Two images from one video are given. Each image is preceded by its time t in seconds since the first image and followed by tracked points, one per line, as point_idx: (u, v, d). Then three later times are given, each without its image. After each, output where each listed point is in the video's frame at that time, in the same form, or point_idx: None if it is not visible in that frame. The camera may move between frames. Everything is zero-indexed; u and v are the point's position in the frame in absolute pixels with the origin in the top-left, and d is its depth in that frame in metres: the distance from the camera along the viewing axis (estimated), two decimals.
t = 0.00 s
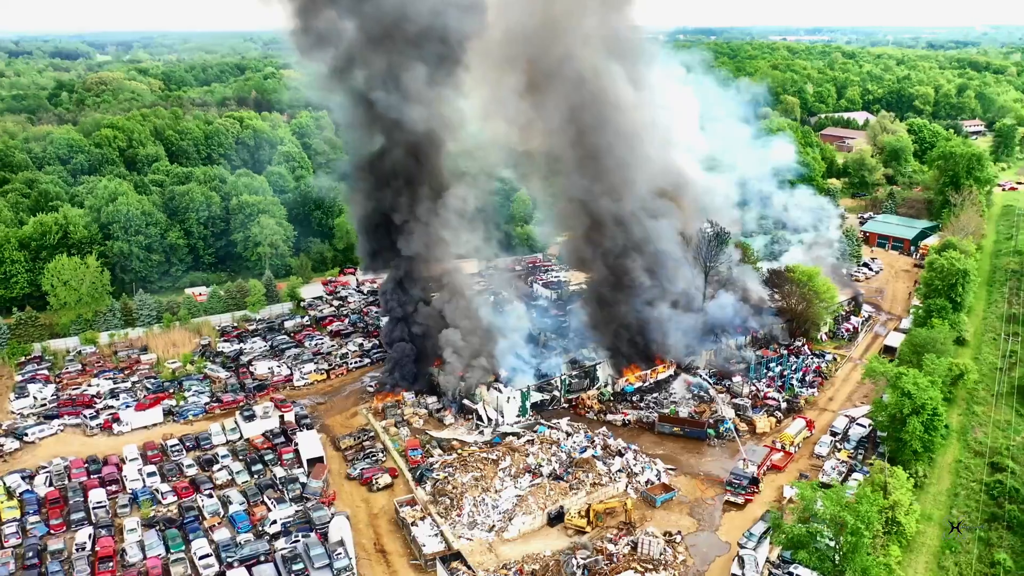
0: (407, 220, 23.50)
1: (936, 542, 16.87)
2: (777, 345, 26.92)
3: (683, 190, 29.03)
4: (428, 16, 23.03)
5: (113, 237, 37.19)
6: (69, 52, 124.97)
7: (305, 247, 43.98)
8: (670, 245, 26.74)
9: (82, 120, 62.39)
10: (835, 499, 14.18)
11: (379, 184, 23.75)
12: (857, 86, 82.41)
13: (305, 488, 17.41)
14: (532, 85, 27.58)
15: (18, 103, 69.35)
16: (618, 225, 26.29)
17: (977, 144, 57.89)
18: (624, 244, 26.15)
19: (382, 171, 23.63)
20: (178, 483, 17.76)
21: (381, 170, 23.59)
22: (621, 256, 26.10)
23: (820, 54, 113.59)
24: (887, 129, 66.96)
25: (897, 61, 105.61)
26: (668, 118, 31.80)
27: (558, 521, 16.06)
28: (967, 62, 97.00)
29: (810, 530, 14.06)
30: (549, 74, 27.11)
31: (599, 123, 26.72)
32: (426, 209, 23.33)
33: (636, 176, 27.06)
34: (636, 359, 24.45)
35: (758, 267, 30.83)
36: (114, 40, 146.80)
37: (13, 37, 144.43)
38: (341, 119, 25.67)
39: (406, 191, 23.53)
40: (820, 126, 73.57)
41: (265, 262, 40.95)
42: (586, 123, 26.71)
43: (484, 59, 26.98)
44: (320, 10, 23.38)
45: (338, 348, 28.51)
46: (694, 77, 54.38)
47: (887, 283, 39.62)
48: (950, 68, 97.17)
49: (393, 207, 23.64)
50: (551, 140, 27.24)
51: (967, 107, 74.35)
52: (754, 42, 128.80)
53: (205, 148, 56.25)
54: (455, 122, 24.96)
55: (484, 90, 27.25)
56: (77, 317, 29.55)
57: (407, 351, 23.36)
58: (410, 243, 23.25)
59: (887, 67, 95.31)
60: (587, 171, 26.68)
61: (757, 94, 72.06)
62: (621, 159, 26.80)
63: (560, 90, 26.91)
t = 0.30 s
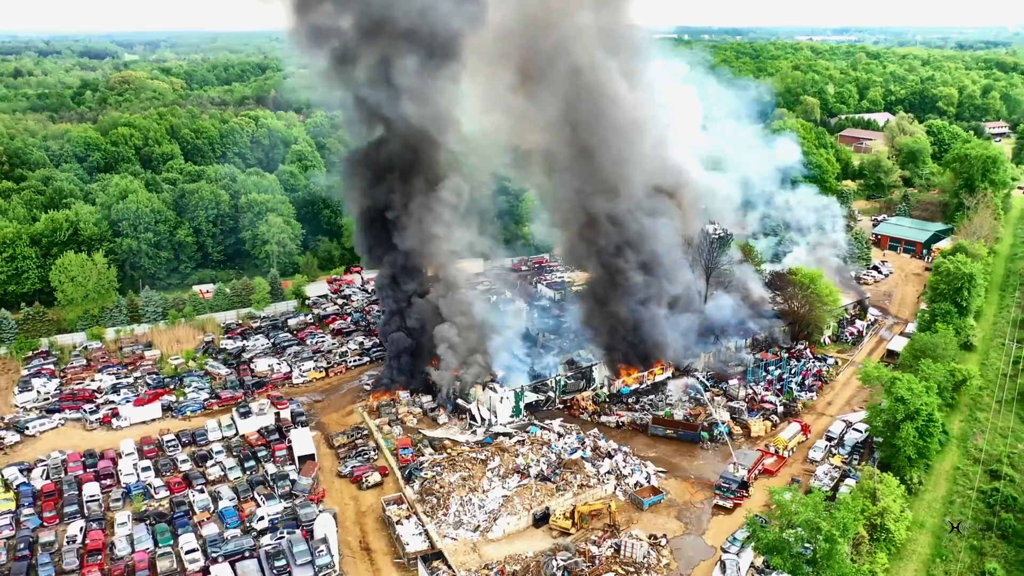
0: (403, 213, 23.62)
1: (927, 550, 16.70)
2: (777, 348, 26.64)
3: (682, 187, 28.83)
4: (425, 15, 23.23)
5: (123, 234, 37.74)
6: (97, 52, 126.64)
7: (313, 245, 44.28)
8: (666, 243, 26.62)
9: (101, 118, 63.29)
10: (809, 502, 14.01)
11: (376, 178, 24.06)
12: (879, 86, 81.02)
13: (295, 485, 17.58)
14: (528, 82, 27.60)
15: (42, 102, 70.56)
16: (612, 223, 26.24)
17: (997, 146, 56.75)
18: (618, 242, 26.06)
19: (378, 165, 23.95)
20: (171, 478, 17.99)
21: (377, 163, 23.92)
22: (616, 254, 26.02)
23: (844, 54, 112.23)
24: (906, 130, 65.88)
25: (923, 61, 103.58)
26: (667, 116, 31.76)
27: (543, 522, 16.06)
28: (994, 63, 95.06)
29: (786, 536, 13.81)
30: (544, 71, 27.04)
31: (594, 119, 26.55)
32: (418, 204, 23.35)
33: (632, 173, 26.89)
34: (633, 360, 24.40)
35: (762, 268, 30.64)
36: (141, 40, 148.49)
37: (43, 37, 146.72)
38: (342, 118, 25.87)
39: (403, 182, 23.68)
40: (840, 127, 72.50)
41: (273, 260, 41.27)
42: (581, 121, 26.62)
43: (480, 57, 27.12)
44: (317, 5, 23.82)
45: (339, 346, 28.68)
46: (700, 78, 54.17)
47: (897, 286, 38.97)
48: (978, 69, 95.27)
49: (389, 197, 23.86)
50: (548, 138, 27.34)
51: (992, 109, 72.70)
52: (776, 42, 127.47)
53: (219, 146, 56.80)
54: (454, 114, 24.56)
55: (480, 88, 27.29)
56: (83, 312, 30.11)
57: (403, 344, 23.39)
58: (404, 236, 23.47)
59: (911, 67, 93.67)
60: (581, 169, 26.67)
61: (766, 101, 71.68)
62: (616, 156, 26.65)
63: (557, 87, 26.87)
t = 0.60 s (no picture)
0: (399, 206, 23.72)
1: (916, 557, 16.55)
2: (777, 351, 26.27)
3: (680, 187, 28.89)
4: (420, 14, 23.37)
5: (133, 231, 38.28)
6: (126, 52, 128.29)
7: (321, 244, 44.61)
8: (660, 244, 26.72)
9: (121, 117, 64.25)
10: (778, 505, 14.02)
11: (371, 172, 24.13)
12: (900, 87, 79.83)
13: (285, 481, 17.79)
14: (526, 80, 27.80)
15: (65, 100, 71.71)
16: (606, 222, 26.41)
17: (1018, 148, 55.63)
18: (611, 242, 26.22)
19: (374, 157, 24.00)
20: (165, 472, 18.27)
21: (373, 155, 23.95)
22: (610, 253, 26.12)
23: (867, 54, 110.70)
24: (924, 132, 64.95)
25: (949, 62, 101.83)
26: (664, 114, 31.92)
27: (528, 523, 16.11)
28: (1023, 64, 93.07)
29: (759, 539, 13.76)
30: (542, 72, 27.34)
31: (589, 119, 26.76)
32: (412, 200, 23.38)
33: (628, 173, 27.00)
34: (629, 362, 24.36)
35: (763, 268, 30.53)
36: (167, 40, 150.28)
37: (71, 37, 149.02)
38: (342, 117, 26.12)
39: (398, 175, 23.74)
40: (860, 128, 71.58)
41: (281, 258, 41.64)
42: (576, 120, 26.84)
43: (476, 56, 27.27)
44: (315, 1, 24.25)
45: (340, 344, 28.88)
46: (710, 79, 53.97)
47: (907, 289, 38.40)
48: (1005, 70, 93.46)
49: (385, 191, 23.96)
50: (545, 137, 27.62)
51: (1016, 110, 71.23)
52: (799, 42, 126.09)
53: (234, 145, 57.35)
54: (452, 108, 24.63)
55: (478, 85, 27.53)
56: (91, 308, 30.64)
57: (400, 337, 23.70)
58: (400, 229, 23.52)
59: (935, 68, 92.10)
60: (576, 168, 26.89)
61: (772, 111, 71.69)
62: (611, 156, 26.79)
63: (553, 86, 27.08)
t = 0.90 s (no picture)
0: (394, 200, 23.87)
1: (904, 564, 16.44)
2: (777, 354, 25.93)
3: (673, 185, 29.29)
4: (415, 13, 23.52)
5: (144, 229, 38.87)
6: (151, 51, 129.89)
7: (329, 242, 44.94)
8: (654, 243, 26.95)
9: (141, 115, 65.24)
10: (752, 510, 13.83)
11: (367, 167, 24.31)
12: (923, 87, 78.55)
13: (275, 477, 18.04)
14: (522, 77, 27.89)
15: (87, 99, 72.78)
16: (600, 221, 26.60)
17: None
18: (605, 240, 26.37)
19: (369, 150, 24.19)
20: (159, 467, 18.57)
21: (368, 148, 24.17)
22: (603, 251, 26.29)
23: (893, 54, 109.01)
24: (943, 133, 63.99)
25: (976, 62, 99.99)
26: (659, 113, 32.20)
27: (512, 523, 16.20)
28: None
29: (731, 542, 13.50)
30: (541, 70, 27.45)
31: (585, 119, 27.13)
32: (407, 193, 23.54)
33: (622, 173, 27.34)
34: (626, 363, 24.33)
35: (765, 271, 30.37)
36: (193, 40, 151.75)
37: (100, 36, 151.24)
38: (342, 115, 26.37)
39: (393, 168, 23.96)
40: (881, 129, 70.64)
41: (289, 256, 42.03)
42: (572, 119, 27.18)
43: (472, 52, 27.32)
44: None
45: (341, 342, 29.12)
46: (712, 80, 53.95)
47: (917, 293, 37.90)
48: None
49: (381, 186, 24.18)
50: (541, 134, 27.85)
51: None
52: (824, 43, 124.50)
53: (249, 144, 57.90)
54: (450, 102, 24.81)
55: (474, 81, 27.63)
56: (98, 304, 31.20)
57: (398, 333, 23.89)
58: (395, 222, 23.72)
59: (961, 68, 90.48)
60: (570, 166, 27.12)
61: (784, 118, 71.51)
62: (604, 156, 27.18)
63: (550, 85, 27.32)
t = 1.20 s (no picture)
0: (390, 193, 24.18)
1: (891, 570, 16.35)
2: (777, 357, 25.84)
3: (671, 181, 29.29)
4: (413, 12, 23.73)
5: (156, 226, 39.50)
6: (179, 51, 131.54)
7: (339, 241, 45.29)
8: (649, 238, 27.02)
9: (160, 114, 66.21)
10: (728, 513, 13.81)
11: (364, 162, 24.69)
12: (948, 88, 77.23)
13: (267, 473, 18.33)
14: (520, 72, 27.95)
15: (111, 98, 73.88)
16: (596, 219, 26.78)
17: None
18: (599, 238, 26.62)
19: (365, 146, 24.55)
20: (155, 460, 18.94)
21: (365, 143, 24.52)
22: (597, 249, 26.52)
23: (920, 55, 107.33)
24: (963, 135, 62.97)
25: (1005, 63, 98.09)
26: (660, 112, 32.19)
27: (498, 522, 16.32)
28: None
29: (706, 545, 13.52)
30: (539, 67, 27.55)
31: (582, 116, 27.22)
32: (401, 186, 23.83)
33: (619, 169, 27.42)
34: (622, 364, 24.34)
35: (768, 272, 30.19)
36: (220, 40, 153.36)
37: (130, 36, 153.47)
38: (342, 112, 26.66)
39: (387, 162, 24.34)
40: (902, 130, 69.63)
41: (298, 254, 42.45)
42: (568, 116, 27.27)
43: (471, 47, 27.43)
44: None
45: (343, 340, 29.39)
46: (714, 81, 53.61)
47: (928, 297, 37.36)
48: None
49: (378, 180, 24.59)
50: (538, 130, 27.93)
51: None
52: (850, 43, 122.95)
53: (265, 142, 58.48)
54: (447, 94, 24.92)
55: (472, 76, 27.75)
56: (107, 299, 31.78)
57: (395, 327, 24.26)
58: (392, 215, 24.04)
59: (988, 69, 88.85)
60: (566, 166, 27.17)
61: (799, 122, 70.72)
62: (601, 153, 27.27)
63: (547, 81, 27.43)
